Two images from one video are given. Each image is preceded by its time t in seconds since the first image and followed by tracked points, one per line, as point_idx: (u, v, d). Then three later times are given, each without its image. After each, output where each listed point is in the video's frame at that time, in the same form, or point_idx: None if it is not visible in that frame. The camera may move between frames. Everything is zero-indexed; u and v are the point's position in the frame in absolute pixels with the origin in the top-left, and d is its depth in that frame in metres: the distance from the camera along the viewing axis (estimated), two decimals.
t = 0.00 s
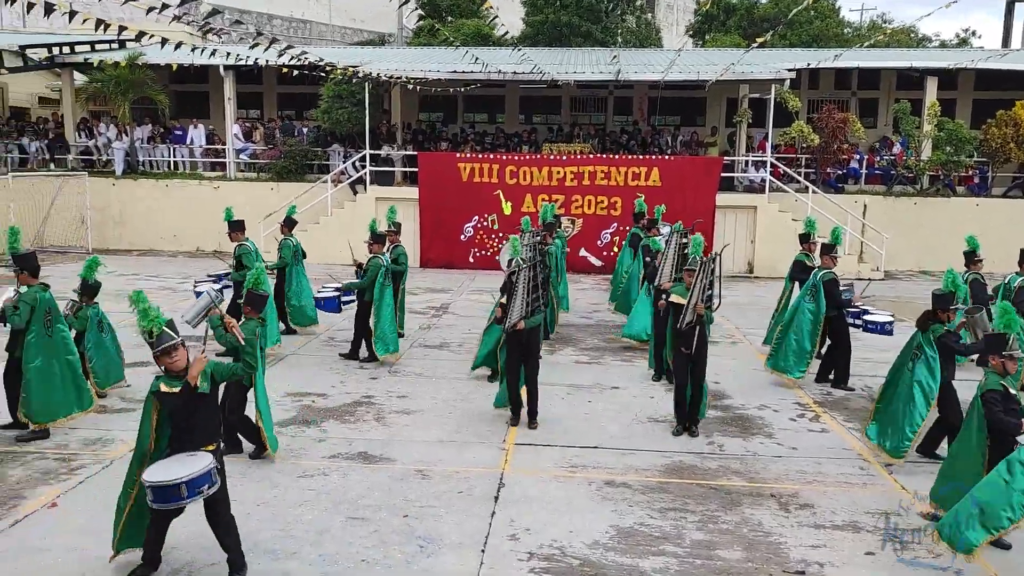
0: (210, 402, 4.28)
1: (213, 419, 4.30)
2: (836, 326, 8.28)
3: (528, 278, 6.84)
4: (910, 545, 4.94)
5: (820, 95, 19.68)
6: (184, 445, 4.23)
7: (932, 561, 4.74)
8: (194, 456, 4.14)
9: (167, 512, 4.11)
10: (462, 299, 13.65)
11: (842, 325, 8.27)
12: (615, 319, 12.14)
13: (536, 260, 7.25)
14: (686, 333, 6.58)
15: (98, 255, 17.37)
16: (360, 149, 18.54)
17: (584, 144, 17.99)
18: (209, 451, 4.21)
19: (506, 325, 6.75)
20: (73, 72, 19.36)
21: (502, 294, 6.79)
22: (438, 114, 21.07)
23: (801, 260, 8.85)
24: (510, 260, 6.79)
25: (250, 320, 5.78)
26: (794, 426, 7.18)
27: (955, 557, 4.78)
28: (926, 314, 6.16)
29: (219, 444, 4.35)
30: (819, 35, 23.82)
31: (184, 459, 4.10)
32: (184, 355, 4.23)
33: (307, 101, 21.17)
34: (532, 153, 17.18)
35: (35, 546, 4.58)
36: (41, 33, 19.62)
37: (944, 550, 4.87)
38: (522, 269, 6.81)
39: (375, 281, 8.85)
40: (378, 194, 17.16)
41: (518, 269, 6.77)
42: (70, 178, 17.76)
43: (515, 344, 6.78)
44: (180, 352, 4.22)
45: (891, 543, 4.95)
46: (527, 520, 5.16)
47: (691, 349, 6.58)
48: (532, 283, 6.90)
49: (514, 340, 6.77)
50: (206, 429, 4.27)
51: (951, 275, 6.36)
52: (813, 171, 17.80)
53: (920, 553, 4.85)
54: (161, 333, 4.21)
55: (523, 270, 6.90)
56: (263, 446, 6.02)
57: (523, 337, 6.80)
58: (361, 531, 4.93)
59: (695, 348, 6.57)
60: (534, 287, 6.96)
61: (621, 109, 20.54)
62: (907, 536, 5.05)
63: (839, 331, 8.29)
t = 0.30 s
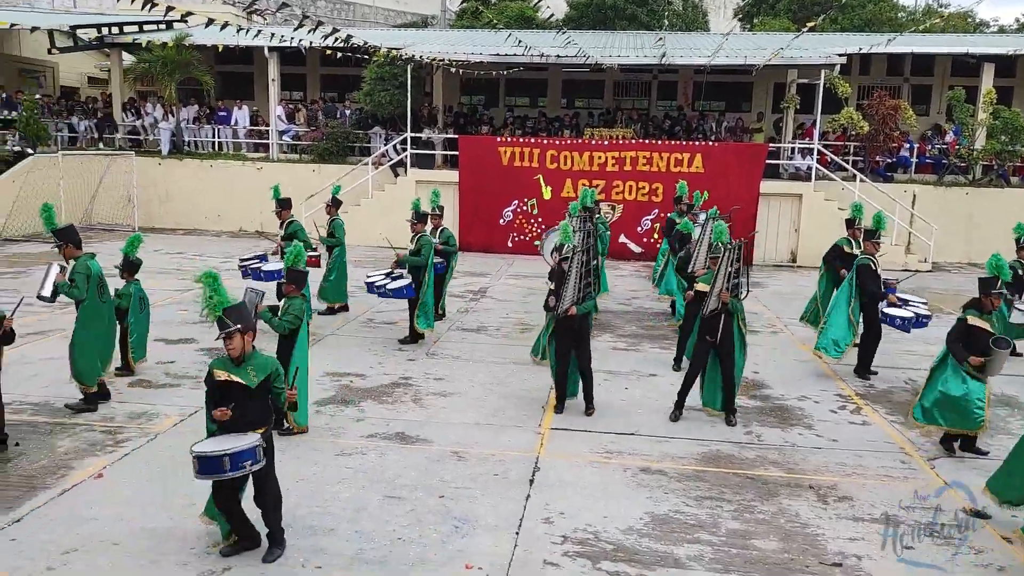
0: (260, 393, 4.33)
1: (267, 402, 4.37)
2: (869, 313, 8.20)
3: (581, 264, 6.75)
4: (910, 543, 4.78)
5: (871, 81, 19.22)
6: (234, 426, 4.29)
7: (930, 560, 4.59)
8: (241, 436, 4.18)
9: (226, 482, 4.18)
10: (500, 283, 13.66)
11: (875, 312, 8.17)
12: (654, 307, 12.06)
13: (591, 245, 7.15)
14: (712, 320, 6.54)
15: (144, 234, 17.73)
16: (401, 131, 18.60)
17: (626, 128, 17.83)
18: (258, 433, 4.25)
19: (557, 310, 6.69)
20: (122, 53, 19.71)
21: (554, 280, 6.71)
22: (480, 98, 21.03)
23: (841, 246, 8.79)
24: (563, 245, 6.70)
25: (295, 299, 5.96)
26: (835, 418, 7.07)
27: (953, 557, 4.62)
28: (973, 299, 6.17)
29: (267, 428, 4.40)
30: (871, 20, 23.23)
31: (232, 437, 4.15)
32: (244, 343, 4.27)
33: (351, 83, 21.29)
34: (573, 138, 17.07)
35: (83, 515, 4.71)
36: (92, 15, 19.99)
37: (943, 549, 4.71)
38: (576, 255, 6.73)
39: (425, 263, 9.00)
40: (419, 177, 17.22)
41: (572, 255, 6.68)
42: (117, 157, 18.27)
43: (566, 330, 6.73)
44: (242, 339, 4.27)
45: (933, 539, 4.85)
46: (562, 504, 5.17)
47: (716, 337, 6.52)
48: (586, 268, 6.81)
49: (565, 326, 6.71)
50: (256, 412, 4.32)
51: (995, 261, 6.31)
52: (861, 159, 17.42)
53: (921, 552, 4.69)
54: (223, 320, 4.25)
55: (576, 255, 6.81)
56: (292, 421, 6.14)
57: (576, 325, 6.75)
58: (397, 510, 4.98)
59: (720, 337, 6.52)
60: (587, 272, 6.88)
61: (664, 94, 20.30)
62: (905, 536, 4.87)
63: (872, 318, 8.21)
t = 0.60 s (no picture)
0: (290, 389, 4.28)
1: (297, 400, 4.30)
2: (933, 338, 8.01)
3: (651, 268, 6.72)
4: (908, 543, 4.80)
5: (937, 80, 18.67)
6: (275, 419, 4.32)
7: (931, 560, 4.60)
8: (274, 434, 4.18)
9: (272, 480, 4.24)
10: (554, 287, 13.65)
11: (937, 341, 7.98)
12: (710, 312, 11.89)
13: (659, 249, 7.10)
14: (754, 323, 6.48)
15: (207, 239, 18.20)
16: (456, 137, 18.73)
17: (681, 131, 17.64)
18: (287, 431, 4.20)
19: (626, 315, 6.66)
20: (187, 63, 20.31)
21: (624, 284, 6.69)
22: (533, 102, 21.06)
23: (902, 249, 8.65)
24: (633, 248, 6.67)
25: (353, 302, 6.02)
26: (900, 427, 6.86)
27: (952, 555, 4.65)
28: None
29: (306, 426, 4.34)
30: (937, 17, 22.57)
31: (267, 434, 4.18)
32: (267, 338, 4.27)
33: (406, 90, 21.55)
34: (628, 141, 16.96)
35: (148, 512, 4.85)
36: (158, 27, 20.62)
37: (942, 548, 4.74)
38: (645, 259, 6.69)
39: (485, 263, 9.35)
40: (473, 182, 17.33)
41: (641, 258, 6.66)
42: (182, 165, 18.84)
43: (633, 335, 6.70)
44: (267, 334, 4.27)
45: (1005, 555, 4.67)
46: (616, 510, 5.12)
47: (755, 341, 6.50)
48: (656, 273, 6.78)
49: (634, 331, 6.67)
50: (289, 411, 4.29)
51: None
52: (927, 161, 16.92)
53: (923, 551, 4.70)
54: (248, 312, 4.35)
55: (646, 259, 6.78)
56: (353, 421, 6.28)
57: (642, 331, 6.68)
58: (451, 514, 5.00)
59: (760, 341, 6.49)
60: (657, 276, 6.83)
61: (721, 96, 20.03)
62: (904, 535, 4.89)
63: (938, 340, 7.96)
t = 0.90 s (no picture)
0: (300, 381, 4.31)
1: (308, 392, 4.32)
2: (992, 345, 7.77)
3: (696, 268, 6.65)
4: (909, 543, 4.77)
5: (998, 77, 18.11)
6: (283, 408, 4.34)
7: (932, 560, 4.57)
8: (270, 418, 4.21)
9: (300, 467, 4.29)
10: (598, 285, 13.58)
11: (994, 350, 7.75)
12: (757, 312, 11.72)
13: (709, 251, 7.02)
14: (807, 323, 6.31)
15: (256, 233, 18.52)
16: (502, 133, 18.75)
17: (730, 129, 17.41)
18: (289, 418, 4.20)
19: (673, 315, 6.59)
20: (240, 60, 20.68)
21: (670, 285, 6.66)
22: (580, 99, 20.98)
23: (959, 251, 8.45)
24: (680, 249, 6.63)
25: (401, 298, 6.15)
26: (954, 433, 6.68)
27: (955, 554, 4.63)
28: None
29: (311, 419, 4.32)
30: (999, 12, 21.89)
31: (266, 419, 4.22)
32: (282, 330, 4.27)
33: (454, 87, 21.64)
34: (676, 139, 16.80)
35: (198, 499, 4.95)
36: (212, 24, 21.04)
37: (945, 547, 4.72)
38: (691, 259, 6.63)
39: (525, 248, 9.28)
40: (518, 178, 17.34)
41: (686, 259, 6.60)
42: (233, 160, 19.21)
43: (682, 337, 6.58)
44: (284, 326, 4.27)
45: None
46: (660, 510, 5.08)
47: (808, 341, 6.32)
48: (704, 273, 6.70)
49: (682, 332, 6.58)
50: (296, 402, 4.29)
51: None
52: (986, 160, 16.43)
53: (922, 552, 4.67)
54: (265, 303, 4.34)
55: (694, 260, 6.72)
56: (406, 416, 6.29)
57: (691, 332, 6.57)
58: (494, 509, 5.02)
59: (812, 341, 6.31)
60: (705, 277, 6.74)
61: (771, 93, 19.72)
62: (906, 535, 4.86)
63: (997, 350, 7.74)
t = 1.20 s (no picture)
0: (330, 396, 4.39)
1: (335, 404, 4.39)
2: None
3: (737, 275, 6.49)
4: (911, 543, 4.75)
5: None
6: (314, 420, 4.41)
7: (934, 560, 4.54)
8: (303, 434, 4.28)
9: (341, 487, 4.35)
10: (655, 295, 13.44)
11: None
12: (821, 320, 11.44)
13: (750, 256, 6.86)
14: (894, 334, 6.13)
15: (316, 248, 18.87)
16: (556, 144, 18.75)
17: (788, 134, 17.11)
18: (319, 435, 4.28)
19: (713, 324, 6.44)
20: (298, 80, 21.17)
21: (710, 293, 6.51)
22: (634, 108, 20.88)
23: None
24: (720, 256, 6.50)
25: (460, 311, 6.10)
26: None
27: (957, 554, 4.61)
28: None
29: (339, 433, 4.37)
30: None
31: (302, 433, 4.30)
32: (315, 346, 4.37)
33: (507, 99, 21.76)
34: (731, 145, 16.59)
35: (264, 510, 5.03)
36: (271, 45, 21.59)
37: (947, 548, 4.69)
38: (731, 265, 6.48)
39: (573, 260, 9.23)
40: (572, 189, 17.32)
41: (725, 266, 6.44)
42: (293, 177, 19.64)
43: (723, 345, 6.47)
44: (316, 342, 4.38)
45: None
46: (723, 523, 4.98)
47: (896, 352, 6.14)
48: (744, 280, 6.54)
49: (723, 340, 6.46)
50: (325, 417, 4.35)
51: None
52: None
53: (923, 551, 4.65)
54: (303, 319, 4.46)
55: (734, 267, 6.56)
56: (465, 430, 6.31)
57: (733, 339, 6.45)
58: (554, 521, 4.98)
59: (901, 352, 6.13)
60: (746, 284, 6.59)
61: (831, 96, 19.32)
62: (907, 535, 4.84)
63: None
